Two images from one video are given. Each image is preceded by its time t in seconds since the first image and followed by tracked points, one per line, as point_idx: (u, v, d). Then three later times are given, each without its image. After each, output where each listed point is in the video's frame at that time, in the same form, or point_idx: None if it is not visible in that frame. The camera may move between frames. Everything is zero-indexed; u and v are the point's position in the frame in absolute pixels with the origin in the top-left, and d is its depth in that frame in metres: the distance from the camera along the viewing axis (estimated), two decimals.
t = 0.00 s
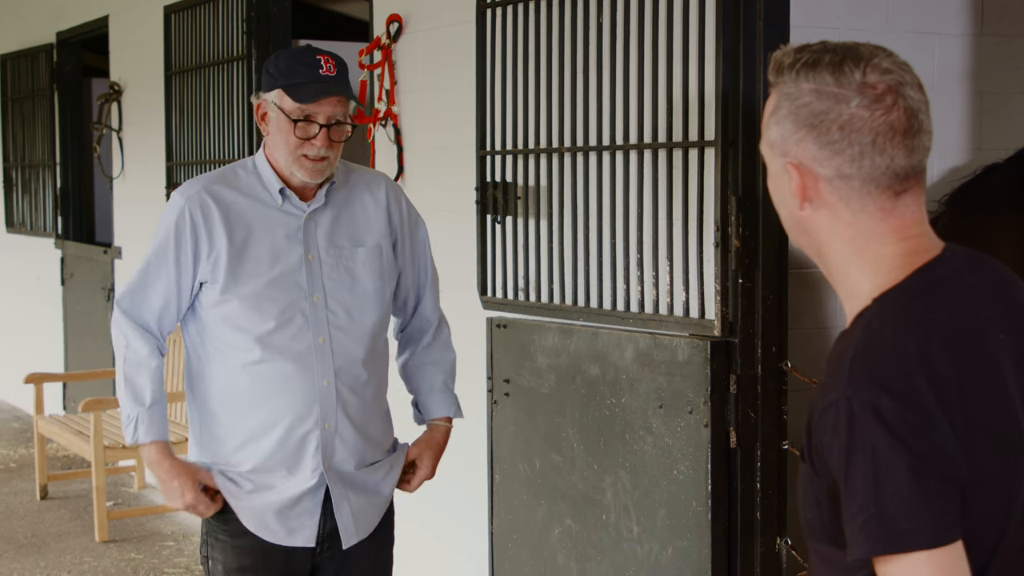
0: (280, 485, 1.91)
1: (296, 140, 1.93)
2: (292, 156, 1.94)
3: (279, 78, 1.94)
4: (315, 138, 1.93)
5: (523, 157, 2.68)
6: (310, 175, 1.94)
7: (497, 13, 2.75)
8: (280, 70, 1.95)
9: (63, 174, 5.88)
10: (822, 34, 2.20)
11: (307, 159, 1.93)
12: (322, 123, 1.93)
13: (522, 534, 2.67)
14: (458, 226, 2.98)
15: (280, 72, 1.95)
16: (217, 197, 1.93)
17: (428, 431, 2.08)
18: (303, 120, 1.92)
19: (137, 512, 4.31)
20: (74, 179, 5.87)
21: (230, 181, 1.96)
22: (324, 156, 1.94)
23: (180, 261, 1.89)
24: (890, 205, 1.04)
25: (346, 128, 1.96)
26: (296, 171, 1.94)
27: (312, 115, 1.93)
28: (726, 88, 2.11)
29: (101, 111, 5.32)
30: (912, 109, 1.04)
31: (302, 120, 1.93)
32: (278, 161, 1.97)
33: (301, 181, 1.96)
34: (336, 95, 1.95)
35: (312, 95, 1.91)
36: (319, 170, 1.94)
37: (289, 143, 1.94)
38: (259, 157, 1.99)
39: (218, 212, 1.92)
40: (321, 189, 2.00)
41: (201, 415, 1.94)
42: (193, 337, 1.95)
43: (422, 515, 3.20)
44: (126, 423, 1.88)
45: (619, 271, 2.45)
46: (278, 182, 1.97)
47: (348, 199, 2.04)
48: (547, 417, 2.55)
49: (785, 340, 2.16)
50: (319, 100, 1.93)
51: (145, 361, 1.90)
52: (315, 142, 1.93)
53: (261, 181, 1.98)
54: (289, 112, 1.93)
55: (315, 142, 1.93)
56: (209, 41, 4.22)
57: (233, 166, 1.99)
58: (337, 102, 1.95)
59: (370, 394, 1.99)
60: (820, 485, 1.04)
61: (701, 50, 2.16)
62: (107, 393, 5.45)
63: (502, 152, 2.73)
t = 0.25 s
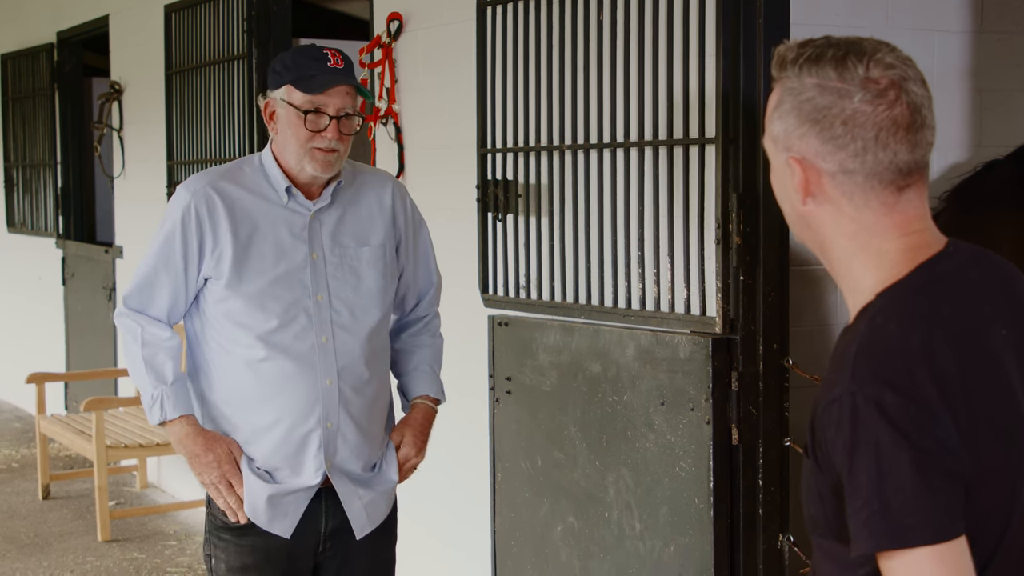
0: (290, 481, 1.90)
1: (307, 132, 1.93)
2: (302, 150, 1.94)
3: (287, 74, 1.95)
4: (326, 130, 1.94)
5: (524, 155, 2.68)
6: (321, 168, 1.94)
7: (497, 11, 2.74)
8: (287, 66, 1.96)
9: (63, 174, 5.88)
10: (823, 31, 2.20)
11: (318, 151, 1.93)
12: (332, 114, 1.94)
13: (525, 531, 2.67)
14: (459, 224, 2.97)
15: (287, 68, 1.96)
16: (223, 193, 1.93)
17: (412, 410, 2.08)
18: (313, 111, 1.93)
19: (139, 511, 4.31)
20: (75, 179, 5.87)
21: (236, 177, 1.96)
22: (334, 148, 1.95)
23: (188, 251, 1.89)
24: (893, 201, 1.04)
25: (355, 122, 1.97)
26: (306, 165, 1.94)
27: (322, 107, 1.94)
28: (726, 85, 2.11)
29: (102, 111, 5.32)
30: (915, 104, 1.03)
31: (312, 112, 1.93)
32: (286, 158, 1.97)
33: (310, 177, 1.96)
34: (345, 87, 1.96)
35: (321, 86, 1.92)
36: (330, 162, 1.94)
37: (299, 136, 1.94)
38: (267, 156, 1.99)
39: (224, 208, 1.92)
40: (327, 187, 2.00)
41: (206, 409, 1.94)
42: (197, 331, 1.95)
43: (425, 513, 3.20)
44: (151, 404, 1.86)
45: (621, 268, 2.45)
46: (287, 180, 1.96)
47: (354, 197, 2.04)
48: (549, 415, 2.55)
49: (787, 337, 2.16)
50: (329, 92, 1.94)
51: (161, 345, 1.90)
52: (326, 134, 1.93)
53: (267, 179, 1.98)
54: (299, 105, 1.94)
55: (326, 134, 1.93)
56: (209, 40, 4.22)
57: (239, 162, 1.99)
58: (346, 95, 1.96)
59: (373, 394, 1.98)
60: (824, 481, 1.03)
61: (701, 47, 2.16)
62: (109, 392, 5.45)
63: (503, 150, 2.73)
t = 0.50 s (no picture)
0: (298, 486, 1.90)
1: (319, 133, 1.94)
2: (315, 151, 1.95)
3: (294, 76, 1.95)
4: (337, 129, 1.94)
5: (527, 158, 2.68)
6: (336, 169, 1.95)
7: (501, 14, 2.75)
8: (293, 69, 1.96)
9: (67, 177, 5.89)
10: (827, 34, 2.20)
11: (333, 151, 1.94)
12: (342, 113, 1.94)
13: (528, 534, 2.67)
14: (463, 228, 2.98)
15: (292, 70, 1.96)
16: (233, 196, 1.94)
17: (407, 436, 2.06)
18: (323, 112, 1.94)
19: (142, 514, 4.31)
20: (79, 182, 5.88)
21: (245, 179, 1.97)
22: (347, 147, 1.95)
23: (198, 254, 1.90)
24: (897, 203, 1.04)
25: (363, 120, 1.98)
26: (324, 166, 1.95)
27: (332, 106, 1.94)
28: (730, 88, 2.11)
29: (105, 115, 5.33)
30: (919, 107, 1.03)
31: (322, 112, 1.94)
32: (299, 160, 1.97)
33: (324, 177, 1.97)
34: (353, 85, 1.96)
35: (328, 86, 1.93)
36: (344, 161, 1.95)
37: (311, 137, 1.94)
38: (278, 159, 1.99)
39: (233, 211, 1.92)
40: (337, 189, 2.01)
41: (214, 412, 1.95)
42: (206, 334, 1.95)
43: (428, 516, 3.20)
44: (163, 416, 1.87)
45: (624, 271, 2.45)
46: (298, 184, 1.97)
47: (363, 201, 2.05)
48: (552, 418, 2.55)
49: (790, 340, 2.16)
50: (338, 92, 1.94)
51: (173, 356, 1.90)
52: (339, 134, 1.94)
53: (276, 181, 1.98)
54: (309, 106, 1.94)
55: (338, 134, 1.94)
56: (213, 44, 4.23)
57: (248, 164, 2.00)
58: (355, 92, 1.97)
59: (380, 397, 1.98)
60: (827, 484, 1.03)
61: (705, 50, 2.16)
62: (113, 395, 5.46)
63: (507, 153, 2.73)
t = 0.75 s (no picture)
0: (302, 502, 1.91)
1: (319, 139, 1.95)
2: (316, 158, 1.96)
3: (298, 82, 1.97)
4: (337, 136, 1.95)
5: (530, 165, 2.69)
6: (336, 176, 1.95)
7: (504, 22, 2.76)
8: (298, 75, 1.97)
9: (69, 182, 5.90)
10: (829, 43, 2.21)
11: (332, 158, 1.95)
12: (343, 120, 1.96)
13: (528, 541, 2.67)
14: (465, 234, 2.98)
15: (298, 76, 1.97)
16: (243, 207, 1.93)
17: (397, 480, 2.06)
18: (323, 118, 1.95)
19: (143, 519, 4.31)
20: (81, 187, 5.89)
21: (255, 189, 1.97)
22: (348, 155, 1.96)
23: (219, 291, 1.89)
24: (900, 210, 1.05)
25: (366, 127, 1.99)
26: (319, 171, 1.95)
27: (333, 113, 1.96)
28: (733, 96, 2.11)
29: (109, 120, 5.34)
30: (921, 114, 1.04)
31: (322, 119, 1.95)
32: (301, 166, 1.98)
33: (325, 183, 1.98)
34: (355, 92, 1.98)
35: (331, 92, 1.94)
36: (345, 169, 1.95)
37: (311, 144, 1.95)
38: (282, 165, 2.00)
39: (244, 223, 1.91)
40: (341, 198, 2.02)
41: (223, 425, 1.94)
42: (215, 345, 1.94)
43: (428, 522, 3.21)
44: (202, 459, 1.86)
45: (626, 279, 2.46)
46: (302, 192, 1.98)
47: (368, 209, 2.06)
48: (553, 425, 2.55)
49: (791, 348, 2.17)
50: (339, 98, 1.96)
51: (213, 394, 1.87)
52: (337, 141, 1.95)
53: (284, 190, 1.99)
54: (310, 112, 1.95)
55: (338, 141, 1.95)
56: (217, 50, 4.24)
57: (255, 173, 2.00)
58: (357, 100, 1.98)
59: (383, 407, 1.99)
60: (827, 491, 1.04)
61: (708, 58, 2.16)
62: (113, 400, 5.46)
63: (509, 161, 2.74)
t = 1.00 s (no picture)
0: (301, 508, 1.91)
1: (317, 145, 1.94)
2: (314, 163, 1.95)
3: (299, 88, 1.97)
4: (336, 142, 1.95)
5: (528, 168, 2.69)
6: (333, 182, 1.95)
7: (502, 25, 2.76)
8: (299, 81, 1.98)
9: (66, 184, 5.89)
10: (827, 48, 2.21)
11: (330, 164, 1.95)
12: (342, 126, 1.95)
13: (525, 544, 2.66)
14: (462, 237, 2.98)
15: (299, 82, 1.98)
16: (243, 215, 1.93)
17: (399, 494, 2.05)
18: (323, 123, 1.95)
19: (138, 522, 4.30)
20: (78, 189, 5.88)
21: (255, 197, 1.97)
22: (346, 161, 1.95)
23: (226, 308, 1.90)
24: (893, 215, 1.05)
25: (366, 134, 1.98)
26: (318, 177, 1.95)
27: (333, 118, 1.95)
28: (731, 100, 2.12)
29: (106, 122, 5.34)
30: (915, 119, 1.04)
31: (322, 124, 1.95)
32: (299, 171, 1.98)
33: (323, 190, 1.97)
34: (356, 99, 1.97)
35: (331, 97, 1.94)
36: (342, 175, 1.95)
37: (310, 149, 1.95)
38: (282, 170, 2.00)
39: (244, 231, 1.92)
40: (340, 205, 2.01)
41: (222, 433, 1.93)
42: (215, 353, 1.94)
43: (424, 526, 3.20)
44: (206, 468, 1.85)
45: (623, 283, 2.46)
46: (302, 197, 1.97)
47: (369, 215, 2.06)
48: (550, 428, 2.55)
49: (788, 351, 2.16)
50: (339, 104, 1.96)
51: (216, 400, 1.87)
52: (337, 147, 1.95)
53: (284, 198, 1.99)
54: (310, 118, 1.95)
55: (336, 147, 1.95)
56: (215, 52, 4.24)
57: (255, 181, 2.00)
58: (358, 106, 1.98)
59: (382, 412, 1.99)
60: (822, 493, 1.04)
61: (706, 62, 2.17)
62: (109, 403, 5.45)
63: (507, 164, 2.74)
